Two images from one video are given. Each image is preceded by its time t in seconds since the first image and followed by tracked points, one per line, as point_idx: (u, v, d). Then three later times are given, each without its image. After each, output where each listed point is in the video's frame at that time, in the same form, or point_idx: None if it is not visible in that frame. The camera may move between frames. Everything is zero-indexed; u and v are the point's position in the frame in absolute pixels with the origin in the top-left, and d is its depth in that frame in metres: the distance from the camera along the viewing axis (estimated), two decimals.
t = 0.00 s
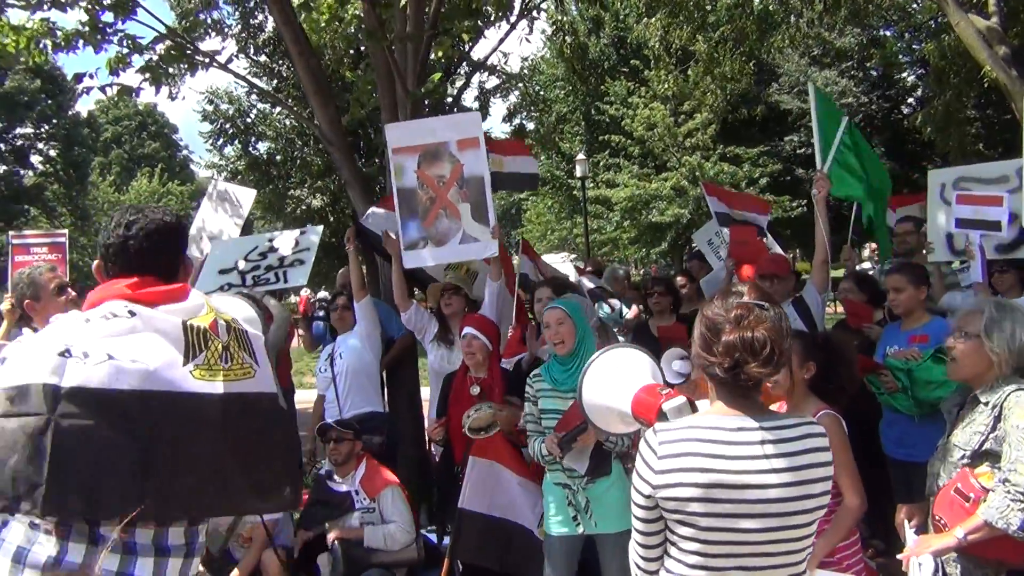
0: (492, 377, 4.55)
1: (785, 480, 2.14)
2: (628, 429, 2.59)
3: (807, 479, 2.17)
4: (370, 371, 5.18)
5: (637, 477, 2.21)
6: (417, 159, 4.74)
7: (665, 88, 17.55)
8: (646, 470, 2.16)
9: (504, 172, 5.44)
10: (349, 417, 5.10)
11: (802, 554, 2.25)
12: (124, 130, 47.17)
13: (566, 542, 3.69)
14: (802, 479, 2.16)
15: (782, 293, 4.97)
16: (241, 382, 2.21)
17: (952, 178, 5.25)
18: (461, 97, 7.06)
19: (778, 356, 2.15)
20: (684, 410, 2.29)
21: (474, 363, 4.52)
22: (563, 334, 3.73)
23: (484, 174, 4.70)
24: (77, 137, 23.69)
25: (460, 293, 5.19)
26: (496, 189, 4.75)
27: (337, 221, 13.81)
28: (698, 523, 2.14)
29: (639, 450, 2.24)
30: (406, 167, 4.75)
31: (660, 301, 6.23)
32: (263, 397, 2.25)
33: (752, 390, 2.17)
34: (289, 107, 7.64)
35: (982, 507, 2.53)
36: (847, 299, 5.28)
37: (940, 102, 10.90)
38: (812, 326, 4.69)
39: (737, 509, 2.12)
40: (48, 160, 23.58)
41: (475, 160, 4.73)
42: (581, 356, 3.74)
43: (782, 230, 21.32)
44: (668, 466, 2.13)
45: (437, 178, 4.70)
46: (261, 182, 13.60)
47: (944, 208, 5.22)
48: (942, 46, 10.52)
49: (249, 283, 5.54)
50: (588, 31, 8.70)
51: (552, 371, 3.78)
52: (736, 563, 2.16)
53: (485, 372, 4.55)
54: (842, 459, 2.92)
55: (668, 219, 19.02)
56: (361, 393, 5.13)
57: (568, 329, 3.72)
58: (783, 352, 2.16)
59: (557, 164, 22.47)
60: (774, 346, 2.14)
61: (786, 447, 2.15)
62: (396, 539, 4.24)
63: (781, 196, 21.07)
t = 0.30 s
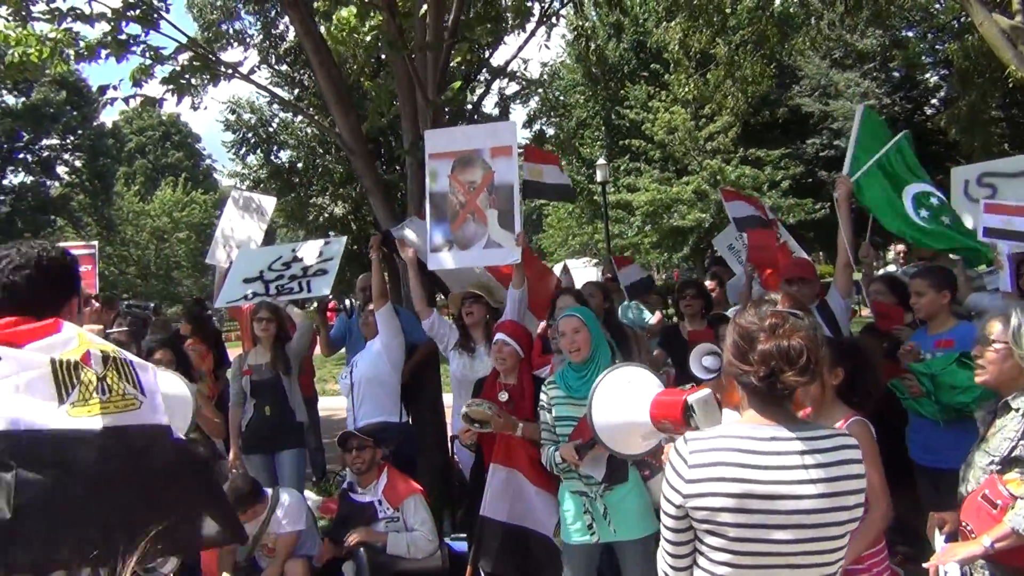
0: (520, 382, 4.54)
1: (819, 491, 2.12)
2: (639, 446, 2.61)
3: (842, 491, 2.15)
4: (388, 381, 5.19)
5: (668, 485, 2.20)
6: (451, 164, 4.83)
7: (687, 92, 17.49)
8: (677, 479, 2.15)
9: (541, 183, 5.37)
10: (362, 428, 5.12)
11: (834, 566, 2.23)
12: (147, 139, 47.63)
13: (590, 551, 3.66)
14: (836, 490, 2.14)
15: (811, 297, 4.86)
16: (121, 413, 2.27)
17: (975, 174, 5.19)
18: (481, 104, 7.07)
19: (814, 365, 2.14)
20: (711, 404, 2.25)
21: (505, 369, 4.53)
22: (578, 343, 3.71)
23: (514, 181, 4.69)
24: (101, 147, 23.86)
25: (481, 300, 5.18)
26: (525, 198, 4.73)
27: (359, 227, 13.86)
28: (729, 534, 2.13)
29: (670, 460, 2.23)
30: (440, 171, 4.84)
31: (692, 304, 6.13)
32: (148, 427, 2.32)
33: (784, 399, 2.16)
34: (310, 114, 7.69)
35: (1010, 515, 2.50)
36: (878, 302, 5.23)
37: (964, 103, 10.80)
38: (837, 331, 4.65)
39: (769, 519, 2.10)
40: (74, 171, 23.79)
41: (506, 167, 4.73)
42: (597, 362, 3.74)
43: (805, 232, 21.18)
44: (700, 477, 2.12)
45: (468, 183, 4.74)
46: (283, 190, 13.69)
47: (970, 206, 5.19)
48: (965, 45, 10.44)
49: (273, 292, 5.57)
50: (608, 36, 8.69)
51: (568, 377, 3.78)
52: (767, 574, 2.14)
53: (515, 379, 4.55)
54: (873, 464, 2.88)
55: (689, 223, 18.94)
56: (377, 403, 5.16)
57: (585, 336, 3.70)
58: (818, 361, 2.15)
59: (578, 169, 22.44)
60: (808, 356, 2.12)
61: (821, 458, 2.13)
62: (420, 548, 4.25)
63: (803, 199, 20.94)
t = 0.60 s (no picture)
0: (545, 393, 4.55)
1: (851, 504, 2.09)
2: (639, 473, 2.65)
3: (874, 505, 2.12)
4: (409, 390, 5.18)
5: (697, 495, 2.18)
6: (489, 177, 4.94)
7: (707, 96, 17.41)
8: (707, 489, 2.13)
9: (562, 187, 5.33)
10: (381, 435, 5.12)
11: None
12: (170, 147, 48.03)
13: (617, 560, 3.65)
14: (868, 503, 2.12)
15: (833, 304, 4.84)
16: None
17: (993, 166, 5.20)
18: (501, 110, 7.08)
19: (846, 375, 2.14)
20: (750, 397, 2.23)
21: (530, 376, 4.53)
22: (598, 352, 3.73)
23: (539, 190, 4.66)
24: (124, 156, 24.05)
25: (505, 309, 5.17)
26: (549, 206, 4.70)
27: (379, 234, 13.89)
28: (758, 545, 2.10)
29: (700, 469, 2.21)
30: (480, 186, 4.97)
31: (723, 307, 6.10)
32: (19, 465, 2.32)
33: (813, 408, 2.13)
34: (330, 122, 7.72)
35: None
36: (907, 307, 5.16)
37: (989, 105, 10.68)
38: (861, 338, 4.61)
39: (799, 531, 2.08)
40: (98, 179, 24.01)
41: (534, 176, 4.73)
42: (620, 371, 3.75)
43: (827, 237, 21.02)
44: (731, 487, 2.10)
45: (500, 193, 4.80)
46: (304, 197, 13.75)
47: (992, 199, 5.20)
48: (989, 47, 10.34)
49: (295, 300, 5.63)
50: (628, 41, 8.66)
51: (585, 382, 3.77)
52: None
53: (539, 387, 4.55)
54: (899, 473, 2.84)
55: (710, 228, 18.85)
56: (398, 412, 5.15)
57: (605, 345, 3.73)
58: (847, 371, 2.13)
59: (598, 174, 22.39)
60: (836, 366, 2.11)
61: (855, 471, 2.11)
62: (441, 555, 4.25)
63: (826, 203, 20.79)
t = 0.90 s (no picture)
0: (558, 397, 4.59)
1: (881, 525, 2.04)
2: (636, 493, 2.61)
3: (903, 526, 2.08)
4: (431, 399, 5.21)
5: (722, 514, 2.12)
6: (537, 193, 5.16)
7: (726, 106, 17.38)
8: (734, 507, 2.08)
9: (588, 197, 5.35)
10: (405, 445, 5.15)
11: None
12: (191, 157, 48.45)
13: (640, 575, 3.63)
14: (897, 524, 2.07)
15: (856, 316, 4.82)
16: None
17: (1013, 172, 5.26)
18: (521, 120, 7.10)
19: (880, 387, 2.15)
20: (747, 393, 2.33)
21: (547, 388, 4.52)
22: (625, 365, 3.69)
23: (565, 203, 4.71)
24: (147, 166, 24.27)
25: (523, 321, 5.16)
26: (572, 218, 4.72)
27: (399, 243, 13.94)
28: (783, 565, 2.05)
29: (726, 485, 2.16)
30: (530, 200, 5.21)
31: (750, 319, 5.93)
32: None
33: (843, 424, 2.12)
34: (350, 133, 7.77)
35: None
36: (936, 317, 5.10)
37: (1012, 114, 10.59)
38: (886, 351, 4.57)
39: (827, 552, 2.03)
40: (120, 189, 24.23)
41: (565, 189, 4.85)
42: (651, 378, 3.70)
43: (847, 246, 20.91)
44: (758, 505, 2.05)
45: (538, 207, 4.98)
46: (324, 207, 13.83)
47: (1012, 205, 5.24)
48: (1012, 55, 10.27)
49: (316, 310, 5.70)
50: (647, 51, 8.67)
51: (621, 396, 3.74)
52: None
53: (555, 398, 4.56)
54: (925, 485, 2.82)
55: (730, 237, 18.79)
56: (422, 423, 5.16)
57: (633, 356, 3.67)
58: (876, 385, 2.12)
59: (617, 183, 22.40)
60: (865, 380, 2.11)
61: (887, 491, 2.06)
62: (460, 567, 4.25)
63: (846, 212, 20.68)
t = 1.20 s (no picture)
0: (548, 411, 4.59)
1: (887, 554, 2.01)
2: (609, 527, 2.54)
3: (911, 557, 2.04)
4: (443, 415, 5.21)
5: (727, 537, 2.13)
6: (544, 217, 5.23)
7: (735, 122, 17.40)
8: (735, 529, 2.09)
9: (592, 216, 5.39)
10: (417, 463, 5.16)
11: None
12: (202, 170, 48.72)
13: None
14: (906, 554, 2.03)
15: (865, 336, 4.81)
16: None
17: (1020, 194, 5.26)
18: (531, 136, 7.12)
19: (884, 412, 2.13)
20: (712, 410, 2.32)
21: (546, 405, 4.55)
22: (634, 384, 3.67)
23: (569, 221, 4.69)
24: (157, 179, 24.39)
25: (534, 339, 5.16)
26: (576, 236, 4.72)
27: (408, 257, 13.98)
28: None
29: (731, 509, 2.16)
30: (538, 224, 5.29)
31: (761, 336, 5.90)
32: None
33: (850, 449, 2.11)
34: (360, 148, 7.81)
35: None
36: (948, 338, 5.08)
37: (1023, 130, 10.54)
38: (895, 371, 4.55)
39: None
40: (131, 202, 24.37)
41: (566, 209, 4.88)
42: (661, 396, 3.64)
43: (857, 261, 20.85)
44: (760, 529, 2.05)
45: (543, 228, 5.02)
46: (334, 221, 13.88)
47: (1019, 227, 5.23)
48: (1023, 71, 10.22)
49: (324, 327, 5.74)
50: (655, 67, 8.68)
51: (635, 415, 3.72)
52: None
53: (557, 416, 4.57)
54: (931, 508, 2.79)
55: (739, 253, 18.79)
56: (431, 439, 5.16)
57: (642, 373, 3.65)
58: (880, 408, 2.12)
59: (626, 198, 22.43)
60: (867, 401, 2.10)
61: (892, 518, 2.04)
62: None
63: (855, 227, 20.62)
